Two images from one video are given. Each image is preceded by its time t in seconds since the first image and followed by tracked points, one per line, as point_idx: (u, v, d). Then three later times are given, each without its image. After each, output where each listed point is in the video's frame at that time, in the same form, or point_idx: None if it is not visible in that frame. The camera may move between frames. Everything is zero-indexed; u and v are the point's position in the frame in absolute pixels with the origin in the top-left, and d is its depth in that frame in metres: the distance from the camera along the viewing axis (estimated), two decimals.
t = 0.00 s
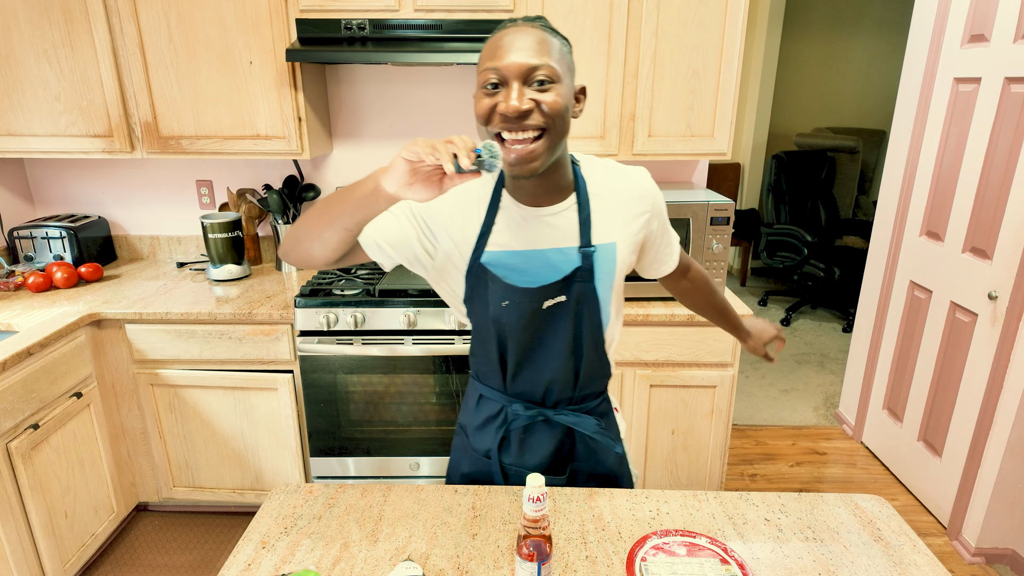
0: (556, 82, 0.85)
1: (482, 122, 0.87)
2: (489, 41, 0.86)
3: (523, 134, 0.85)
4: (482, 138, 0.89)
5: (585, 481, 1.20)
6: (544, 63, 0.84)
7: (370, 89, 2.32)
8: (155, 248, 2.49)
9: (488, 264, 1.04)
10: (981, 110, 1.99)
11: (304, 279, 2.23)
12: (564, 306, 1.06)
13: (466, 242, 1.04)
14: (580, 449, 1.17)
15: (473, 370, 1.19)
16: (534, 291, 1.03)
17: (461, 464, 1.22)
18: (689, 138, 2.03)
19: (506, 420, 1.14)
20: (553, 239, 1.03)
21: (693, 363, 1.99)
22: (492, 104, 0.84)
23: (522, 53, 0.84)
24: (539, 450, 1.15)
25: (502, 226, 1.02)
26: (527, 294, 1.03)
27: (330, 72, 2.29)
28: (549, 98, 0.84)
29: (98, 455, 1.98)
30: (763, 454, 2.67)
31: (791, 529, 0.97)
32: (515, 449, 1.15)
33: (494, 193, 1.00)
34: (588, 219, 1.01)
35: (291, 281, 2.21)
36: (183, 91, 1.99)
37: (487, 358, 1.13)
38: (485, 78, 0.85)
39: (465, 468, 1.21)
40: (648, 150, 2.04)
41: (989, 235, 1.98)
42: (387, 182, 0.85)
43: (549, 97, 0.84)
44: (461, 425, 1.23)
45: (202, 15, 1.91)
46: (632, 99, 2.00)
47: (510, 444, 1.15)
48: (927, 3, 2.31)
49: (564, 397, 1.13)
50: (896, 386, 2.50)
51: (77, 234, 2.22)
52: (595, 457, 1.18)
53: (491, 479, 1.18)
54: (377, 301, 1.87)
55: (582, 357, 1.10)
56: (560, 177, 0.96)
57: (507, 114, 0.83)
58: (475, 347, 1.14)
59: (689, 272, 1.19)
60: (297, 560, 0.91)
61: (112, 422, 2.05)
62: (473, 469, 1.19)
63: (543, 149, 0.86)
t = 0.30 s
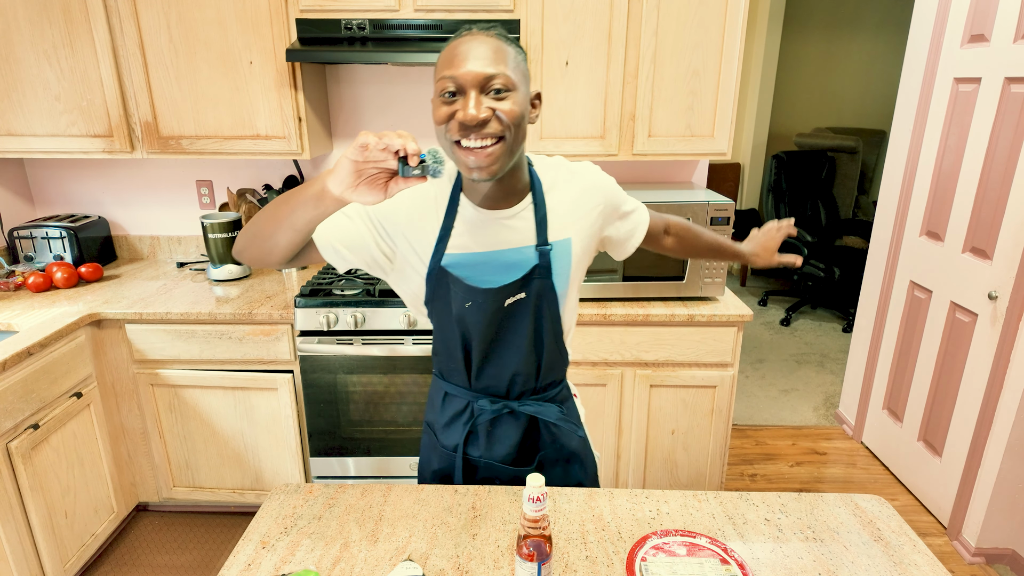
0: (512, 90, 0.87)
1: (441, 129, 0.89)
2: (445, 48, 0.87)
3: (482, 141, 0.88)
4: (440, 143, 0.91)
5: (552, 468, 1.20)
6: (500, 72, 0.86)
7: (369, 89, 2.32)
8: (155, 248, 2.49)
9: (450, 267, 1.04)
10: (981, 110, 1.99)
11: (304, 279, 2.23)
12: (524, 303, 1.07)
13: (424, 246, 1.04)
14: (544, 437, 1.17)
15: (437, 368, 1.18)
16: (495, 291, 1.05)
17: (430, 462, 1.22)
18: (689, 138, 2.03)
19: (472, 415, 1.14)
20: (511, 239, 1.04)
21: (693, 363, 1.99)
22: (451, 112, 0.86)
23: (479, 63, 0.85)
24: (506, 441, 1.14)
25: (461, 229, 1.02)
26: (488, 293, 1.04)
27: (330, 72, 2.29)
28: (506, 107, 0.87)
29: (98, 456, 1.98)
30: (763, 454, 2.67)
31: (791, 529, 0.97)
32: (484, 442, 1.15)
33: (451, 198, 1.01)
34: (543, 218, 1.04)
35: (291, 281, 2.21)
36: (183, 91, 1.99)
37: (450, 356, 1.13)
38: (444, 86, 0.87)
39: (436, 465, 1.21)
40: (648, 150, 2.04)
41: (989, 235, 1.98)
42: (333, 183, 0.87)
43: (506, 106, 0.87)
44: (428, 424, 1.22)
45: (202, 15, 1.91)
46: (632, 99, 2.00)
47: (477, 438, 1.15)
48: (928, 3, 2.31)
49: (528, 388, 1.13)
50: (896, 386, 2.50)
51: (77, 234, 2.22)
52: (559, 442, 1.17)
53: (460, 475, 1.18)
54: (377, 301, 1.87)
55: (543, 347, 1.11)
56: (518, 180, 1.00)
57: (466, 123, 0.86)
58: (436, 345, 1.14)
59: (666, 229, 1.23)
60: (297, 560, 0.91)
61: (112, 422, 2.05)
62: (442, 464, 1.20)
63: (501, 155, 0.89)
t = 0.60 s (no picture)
0: (487, 124, 0.95)
1: (423, 160, 0.97)
2: (421, 85, 0.93)
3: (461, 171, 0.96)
4: (422, 171, 0.99)
5: (540, 444, 1.19)
6: (477, 109, 0.94)
7: (369, 89, 2.32)
8: (155, 248, 2.49)
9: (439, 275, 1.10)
10: (981, 110, 1.99)
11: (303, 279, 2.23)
12: (511, 300, 1.11)
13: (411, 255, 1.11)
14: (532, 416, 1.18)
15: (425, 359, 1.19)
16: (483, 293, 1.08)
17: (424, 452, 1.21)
18: (689, 138, 2.03)
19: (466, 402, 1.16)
20: (493, 245, 1.10)
21: (693, 363, 1.99)
22: (432, 147, 0.94)
23: (456, 101, 0.92)
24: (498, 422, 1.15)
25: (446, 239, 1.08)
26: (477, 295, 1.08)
27: (330, 72, 2.29)
28: (483, 140, 0.95)
29: (98, 455, 1.98)
30: (763, 454, 2.67)
31: (791, 529, 0.97)
32: (478, 424, 1.15)
33: (434, 212, 1.07)
34: (523, 222, 1.09)
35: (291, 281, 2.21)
36: (183, 91, 1.99)
37: (440, 348, 1.14)
38: (423, 122, 0.94)
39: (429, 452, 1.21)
40: (648, 150, 2.04)
41: (989, 235, 1.98)
42: (318, 232, 0.96)
43: (483, 139, 0.95)
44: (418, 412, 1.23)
45: (202, 15, 1.91)
46: (632, 99, 2.00)
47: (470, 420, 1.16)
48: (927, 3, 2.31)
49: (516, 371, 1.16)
50: (896, 386, 2.49)
51: (77, 234, 2.22)
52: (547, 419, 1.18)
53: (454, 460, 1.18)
54: (377, 301, 1.87)
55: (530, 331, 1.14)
56: (496, 191, 1.06)
57: (448, 159, 0.93)
58: (425, 340, 1.15)
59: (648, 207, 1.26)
60: (297, 560, 0.91)
61: (112, 422, 2.05)
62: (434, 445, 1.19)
63: (481, 182, 0.97)
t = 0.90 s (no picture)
0: (500, 93, 0.95)
1: (440, 131, 0.97)
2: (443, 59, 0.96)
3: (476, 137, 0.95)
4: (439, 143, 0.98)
5: (554, 427, 1.23)
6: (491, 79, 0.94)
7: (369, 89, 2.32)
8: (155, 248, 2.49)
9: (458, 253, 1.11)
10: (981, 111, 1.99)
11: (304, 279, 2.23)
12: (529, 278, 1.13)
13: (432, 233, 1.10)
14: (549, 396, 1.22)
15: (449, 344, 1.23)
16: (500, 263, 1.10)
17: (446, 439, 1.24)
18: (689, 138, 2.03)
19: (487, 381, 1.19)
20: (507, 223, 1.10)
21: (693, 363, 1.99)
22: (448, 114, 0.94)
23: (473, 70, 0.94)
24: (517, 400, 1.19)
25: (464, 217, 1.09)
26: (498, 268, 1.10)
27: (330, 72, 2.29)
28: (496, 108, 0.94)
29: (98, 456, 1.98)
30: (763, 454, 2.67)
31: (791, 529, 0.97)
32: (498, 402, 1.19)
33: (454, 190, 1.08)
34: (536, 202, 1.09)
35: (291, 281, 2.21)
36: (183, 91, 1.99)
37: (463, 329, 1.18)
38: (440, 90, 0.95)
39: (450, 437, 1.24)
40: (648, 150, 2.04)
41: (989, 235, 1.98)
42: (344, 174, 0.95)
43: (496, 108, 0.94)
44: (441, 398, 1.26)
45: (202, 15, 1.91)
46: (632, 99, 2.00)
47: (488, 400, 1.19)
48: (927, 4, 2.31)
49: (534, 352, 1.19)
50: (896, 386, 2.49)
51: (77, 234, 2.22)
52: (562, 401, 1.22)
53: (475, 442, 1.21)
54: (377, 301, 1.87)
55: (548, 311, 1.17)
56: (508, 171, 1.05)
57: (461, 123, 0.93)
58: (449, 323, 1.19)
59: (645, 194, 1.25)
60: (297, 560, 0.91)
61: (112, 422, 2.05)
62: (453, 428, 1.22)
63: (493, 151, 0.96)
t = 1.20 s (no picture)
0: (543, 80, 1.19)
1: (493, 109, 1.21)
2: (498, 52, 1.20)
3: (522, 114, 1.19)
4: (492, 122, 1.23)
5: (573, 402, 1.41)
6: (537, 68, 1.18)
7: (370, 89, 2.32)
8: (155, 248, 2.49)
9: (502, 229, 1.30)
10: (981, 110, 1.99)
11: (304, 279, 2.24)
12: (559, 259, 1.32)
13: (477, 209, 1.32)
14: (571, 373, 1.39)
15: (483, 322, 1.42)
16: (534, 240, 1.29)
17: (476, 406, 1.42)
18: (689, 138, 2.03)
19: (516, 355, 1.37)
20: (545, 204, 1.31)
21: (693, 363, 1.99)
22: (500, 94, 1.18)
23: (522, 60, 1.18)
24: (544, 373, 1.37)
25: (507, 195, 1.31)
26: (532, 245, 1.29)
27: (330, 72, 2.29)
28: (539, 92, 1.18)
29: (98, 455, 1.98)
30: (763, 454, 2.67)
31: (791, 529, 0.97)
32: (526, 373, 1.36)
33: (498, 174, 1.31)
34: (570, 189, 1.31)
35: (291, 281, 2.22)
36: (183, 91, 1.99)
37: (497, 306, 1.36)
38: (495, 77, 1.19)
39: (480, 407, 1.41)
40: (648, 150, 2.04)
41: (989, 235, 1.98)
42: (411, 151, 1.17)
43: (539, 91, 1.18)
44: (473, 371, 1.44)
45: (202, 15, 1.91)
46: (632, 99, 2.00)
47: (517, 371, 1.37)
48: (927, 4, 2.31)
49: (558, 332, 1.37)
50: (896, 386, 2.50)
51: (77, 234, 2.22)
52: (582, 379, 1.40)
53: (504, 409, 1.39)
54: (377, 301, 1.86)
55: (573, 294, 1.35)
56: (547, 153, 1.28)
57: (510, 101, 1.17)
58: (485, 301, 1.38)
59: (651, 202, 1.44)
60: (297, 560, 0.91)
61: (112, 422, 2.05)
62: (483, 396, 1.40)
63: (535, 124, 1.19)
